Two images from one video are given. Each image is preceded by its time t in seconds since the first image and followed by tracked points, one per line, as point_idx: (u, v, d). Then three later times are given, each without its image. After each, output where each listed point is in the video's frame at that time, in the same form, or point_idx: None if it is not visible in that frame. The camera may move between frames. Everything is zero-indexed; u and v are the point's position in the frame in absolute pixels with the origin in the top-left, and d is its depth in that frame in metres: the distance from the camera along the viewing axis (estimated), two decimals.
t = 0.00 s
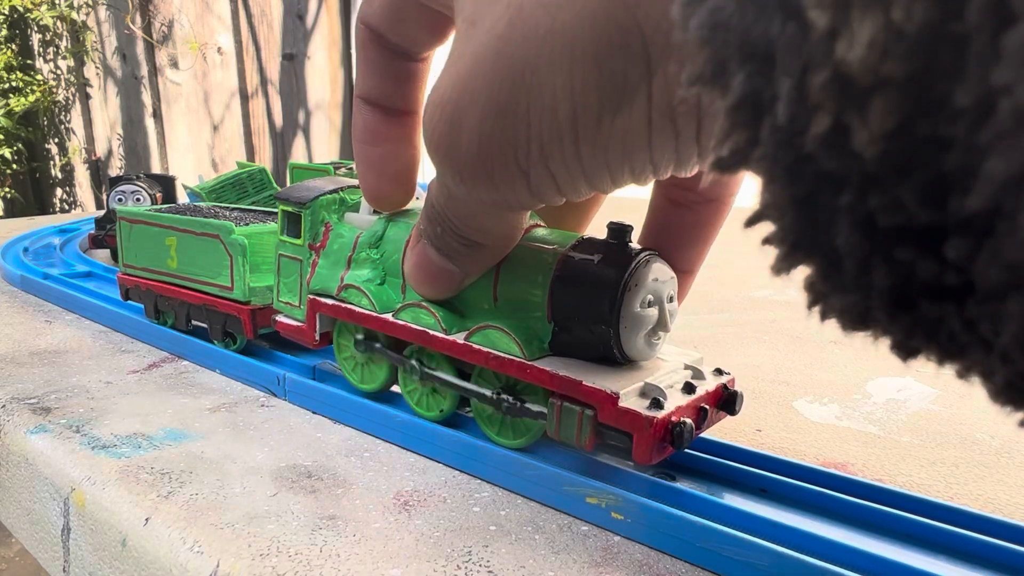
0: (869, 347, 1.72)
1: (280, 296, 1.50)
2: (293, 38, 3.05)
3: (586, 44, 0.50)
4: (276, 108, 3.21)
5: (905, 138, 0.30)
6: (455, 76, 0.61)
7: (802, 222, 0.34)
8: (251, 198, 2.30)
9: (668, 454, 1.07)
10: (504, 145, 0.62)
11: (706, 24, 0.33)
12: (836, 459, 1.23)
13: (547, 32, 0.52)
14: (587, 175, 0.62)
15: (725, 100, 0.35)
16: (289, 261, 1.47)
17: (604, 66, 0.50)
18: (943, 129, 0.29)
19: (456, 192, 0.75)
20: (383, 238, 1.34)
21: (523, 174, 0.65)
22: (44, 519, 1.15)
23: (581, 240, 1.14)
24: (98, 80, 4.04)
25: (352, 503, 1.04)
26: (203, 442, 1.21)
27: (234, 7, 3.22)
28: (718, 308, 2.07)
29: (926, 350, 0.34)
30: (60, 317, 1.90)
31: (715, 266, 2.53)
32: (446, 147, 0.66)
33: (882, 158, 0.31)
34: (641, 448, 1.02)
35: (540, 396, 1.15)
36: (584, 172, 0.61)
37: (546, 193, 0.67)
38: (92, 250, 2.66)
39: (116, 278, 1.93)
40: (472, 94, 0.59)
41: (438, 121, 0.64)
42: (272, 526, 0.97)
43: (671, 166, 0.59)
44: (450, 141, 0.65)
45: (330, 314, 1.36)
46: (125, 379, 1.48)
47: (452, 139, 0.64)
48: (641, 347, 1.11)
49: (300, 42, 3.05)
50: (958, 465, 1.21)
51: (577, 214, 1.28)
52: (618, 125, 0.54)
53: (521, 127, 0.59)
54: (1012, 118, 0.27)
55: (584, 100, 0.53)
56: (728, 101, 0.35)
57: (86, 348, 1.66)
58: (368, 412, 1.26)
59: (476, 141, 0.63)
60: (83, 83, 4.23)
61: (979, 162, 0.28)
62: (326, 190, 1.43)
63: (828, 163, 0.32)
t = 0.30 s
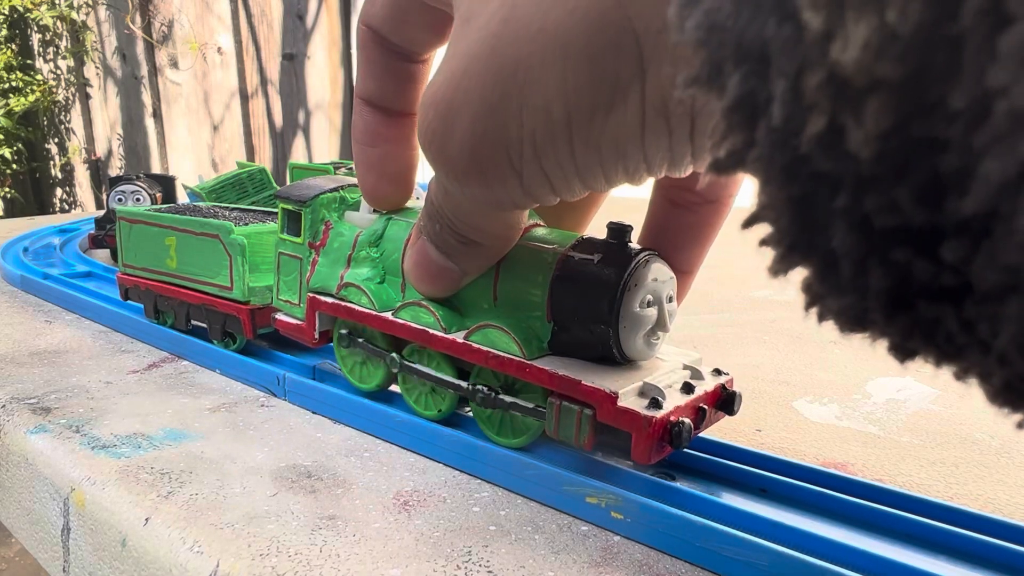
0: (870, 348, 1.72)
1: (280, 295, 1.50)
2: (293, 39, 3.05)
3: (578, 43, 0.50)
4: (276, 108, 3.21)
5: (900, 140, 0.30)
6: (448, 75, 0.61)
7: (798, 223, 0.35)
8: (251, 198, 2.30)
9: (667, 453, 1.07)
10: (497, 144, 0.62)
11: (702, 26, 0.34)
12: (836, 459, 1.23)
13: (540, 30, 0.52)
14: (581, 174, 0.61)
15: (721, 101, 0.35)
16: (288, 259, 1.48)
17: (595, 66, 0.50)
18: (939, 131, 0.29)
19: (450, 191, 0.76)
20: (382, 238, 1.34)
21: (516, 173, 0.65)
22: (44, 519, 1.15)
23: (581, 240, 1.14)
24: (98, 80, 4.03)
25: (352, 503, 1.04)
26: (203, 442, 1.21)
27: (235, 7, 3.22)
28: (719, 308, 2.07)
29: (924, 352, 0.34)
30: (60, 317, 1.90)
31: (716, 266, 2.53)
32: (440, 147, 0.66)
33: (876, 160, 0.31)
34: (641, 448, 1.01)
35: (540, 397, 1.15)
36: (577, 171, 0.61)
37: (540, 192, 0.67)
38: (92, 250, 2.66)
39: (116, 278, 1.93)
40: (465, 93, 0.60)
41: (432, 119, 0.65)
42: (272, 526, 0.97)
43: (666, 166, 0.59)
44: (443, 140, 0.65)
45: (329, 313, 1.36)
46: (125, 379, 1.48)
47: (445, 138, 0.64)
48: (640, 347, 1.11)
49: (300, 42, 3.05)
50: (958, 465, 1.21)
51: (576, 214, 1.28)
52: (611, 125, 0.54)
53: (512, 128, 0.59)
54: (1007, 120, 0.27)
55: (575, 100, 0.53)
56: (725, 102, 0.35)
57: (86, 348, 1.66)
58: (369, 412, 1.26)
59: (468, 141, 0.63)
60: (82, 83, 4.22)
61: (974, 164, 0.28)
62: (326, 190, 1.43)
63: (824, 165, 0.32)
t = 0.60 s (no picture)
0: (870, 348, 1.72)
1: (279, 292, 1.50)
2: (293, 39, 3.05)
3: (568, 49, 0.50)
4: (276, 108, 3.21)
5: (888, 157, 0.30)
6: (439, 79, 0.61)
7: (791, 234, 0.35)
8: (251, 198, 2.30)
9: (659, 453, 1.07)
10: (488, 149, 0.62)
11: (692, 41, 0.34)
12: (835, 459, 1.23)
13: (531, 36, 0.52)
14: (571, 178, 0.62)
15: (712, 115, 0.35)
16: (288, 256, 1.47)
17: (586, 72, 0.50)
18: (928, 148, 0.29)
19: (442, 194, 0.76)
20: (381, 236, 1.34)
21: (507, 177, 0.65)
22: (44, 519, 1.15)
23: (578, 239, 1.14)
24: (98, 80, 4.03)
25: (352, 503, 1.04)
26: (203, 442, 1.21)
27: (234, 7, 3.22)
28: (719, 308, 2.07)
29: (916, 363, 0.34)
30: (60, 317, 1.90)
31: (716, 266, 2.53)
32: (431, 152, 0.66)
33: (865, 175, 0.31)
34: (634, 446, 1.01)
35: (535, 395, 1.15)
36: (568, 176, 0.62)
37: (530, 196, 0.68)
38: (93, 250, 2.66)
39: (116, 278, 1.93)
40: (456, 98, 0.60)
41: (423, 122, 0.64)
42: (271, 526, 0.97)
43: (655, 168, 0.60)
44: (434, 144, 0.65)
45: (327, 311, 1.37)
46: (125, 379, 1.48)
47: (436, 142, 0.64)
48: (634, 347, 1.11)
49: (299, 42, 3.05)
50: (958, 465, 1.21)
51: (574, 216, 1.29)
52: (602, 131, 0.54)
53: (503, 133, 0.59)
54: (993, 139, 0.27)
55: (566, 106, 0.53)
56: (716, 116, 0.35)
57: (86, 348, 1.66)
58: (369, 411, 1.26)
59: (459, 146, 0.63)
60: (82, 82, 4.22)
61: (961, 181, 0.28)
62: (325, 187, 1.42)
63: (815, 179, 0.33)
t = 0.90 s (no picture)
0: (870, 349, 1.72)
1: (279, 295, 1.50)
2: (293, 39, 3.05)
3: (564, 57, 0.50)
4: (276, 108, 3.21)
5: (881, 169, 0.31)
6: (436, 83, 0.61)
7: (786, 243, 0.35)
8: (251, 198, 2.30)
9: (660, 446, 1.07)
10: (482, 154, 0.61)
11: (686, 53, 0.35)
12: (835, 459, 1.23)
13: (526, 42, 0.52)
14: (567, 186, 0.61)
15: (708, 126, 0.36)
16: (289, 259, 1.47)
17: (579, 79, 0.50)
18: (921, 160, 0.30)
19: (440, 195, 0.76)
20: (382, 237, 1.33)
21: (502, 184, 0.64)
22: (44, 519, 1.15)
23: (577, 236, 1.15)
24: (98, 80, 4.03)
25: (352, 503, 1.04)
26: (203, 442, 1.21)
27: (234, 7, 3.22)
28: (719, 308, 2.07)
29: (913, 370, 0.34)
30: (59, 317, 1.90)
31: (716, 266, 2.53)
32: (427, 155, 0.66)
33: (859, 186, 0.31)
34: (635, 438, 1.01)
35: (536, 392, 1.15)
36: (563, 184, 0.61)
37: (527, 202, 0.67)
38: (93, 250, 2.66)
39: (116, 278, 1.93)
40: (451, 102, 0.59)
41: (420, 123, 0.64)
42: (272, 526, 0.97)
43: (652, 176, 0.59)
44: (431, 146, 0.64)
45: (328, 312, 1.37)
46: (126, 379, 1.48)
47: (433, 144, 0.64)
48: (633, 342, 1.11)
49: (299, 42, 3.05)
50: (958, 465, 1.21)
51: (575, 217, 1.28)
52: (595, 139, 0.54)
53: (497, 138, 0.59)
54: (987, 153, 0.27)
55: (560, 112, 0.53)
56: (711, 127, 0.36)
57: (86, 348, 1.66)
58: (369, 411, 1.26)
59: (454, 150, 0.63)
60: (82, 82, 4.21)
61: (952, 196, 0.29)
62: (326, 190, 1.43)
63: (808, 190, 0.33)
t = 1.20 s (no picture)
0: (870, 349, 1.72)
1: (279, 316, 1.49)
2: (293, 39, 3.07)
3: (564, 53, 0.51)
4: (275, 108, 3.20)
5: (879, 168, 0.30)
6: (431, 88, 0.61)
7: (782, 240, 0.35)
8: (251, 198, 2.30)
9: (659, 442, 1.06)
10: (480, 154, 0.60)
11: (680, 50, 0.35)
12: (835, 459, 1.23)
13: (520, 40, 0.53)
14: (566, 185, 0.61)
15: (703, 124, 0.37)
16: (287, 280, 1.47)
17: (575, 76, 0.51)
18: (916, 157, 0.30)
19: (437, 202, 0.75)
20: (375, 250, 1.34)
21: (500, 184, 0.64)
22: (44, 519, 1.15)
23: (564, 237, 1.15)
24: (98, 80, 4.03)
25: (352, 503, 1.04)
26: (203, 442, 1.21)
27: (235, 7, 3.22)
28: (719, 308, 2.07)
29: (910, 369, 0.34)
30: (59, 317, 1.90)
31: (716, 266, 2.53)
32: (424, 159, 0.65)
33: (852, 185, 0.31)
34: (632, 437, 1.01)
35: (534, 395, 1.15)
36: (561, 183, 0.60)
37: (525, 203, 0.66)
38: (93, 250, 2.66)
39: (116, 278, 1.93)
40: (448, 104, 0.60)
41: (417, 124, 0.64)
42: (271, 526, 0.97)
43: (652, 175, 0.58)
44: (427, 146, 0.64)
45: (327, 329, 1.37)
46: (126, 379, 1.48)
47: (430, 144, 0.63)
48: (629, 339, 1.11)
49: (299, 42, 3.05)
50: (958, 465, 1.21)
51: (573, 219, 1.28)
52: (594, 136, 0.54)
53: (495, 138, 0.59)
54: (980, 152, 0.28)
55: (557, 108, 0.53)
56: (707, 123, 0.36)
57: (86, 348, 1.66)
58: (371, 412, 1.26)
59: (451, 153, 0.63)
60: (82, 83, 4.20)
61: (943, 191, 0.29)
62: (317, 208, 1.43)
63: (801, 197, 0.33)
